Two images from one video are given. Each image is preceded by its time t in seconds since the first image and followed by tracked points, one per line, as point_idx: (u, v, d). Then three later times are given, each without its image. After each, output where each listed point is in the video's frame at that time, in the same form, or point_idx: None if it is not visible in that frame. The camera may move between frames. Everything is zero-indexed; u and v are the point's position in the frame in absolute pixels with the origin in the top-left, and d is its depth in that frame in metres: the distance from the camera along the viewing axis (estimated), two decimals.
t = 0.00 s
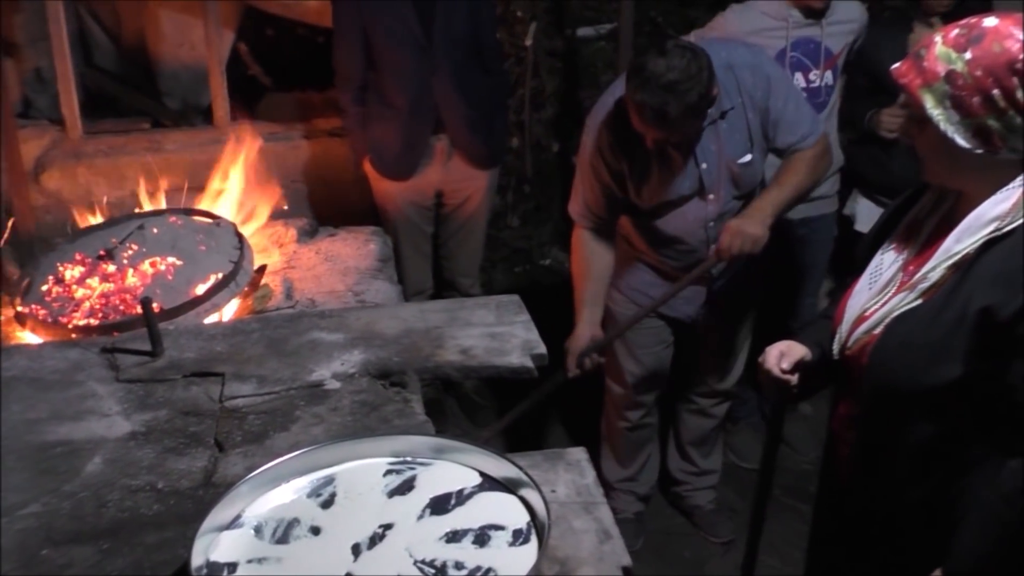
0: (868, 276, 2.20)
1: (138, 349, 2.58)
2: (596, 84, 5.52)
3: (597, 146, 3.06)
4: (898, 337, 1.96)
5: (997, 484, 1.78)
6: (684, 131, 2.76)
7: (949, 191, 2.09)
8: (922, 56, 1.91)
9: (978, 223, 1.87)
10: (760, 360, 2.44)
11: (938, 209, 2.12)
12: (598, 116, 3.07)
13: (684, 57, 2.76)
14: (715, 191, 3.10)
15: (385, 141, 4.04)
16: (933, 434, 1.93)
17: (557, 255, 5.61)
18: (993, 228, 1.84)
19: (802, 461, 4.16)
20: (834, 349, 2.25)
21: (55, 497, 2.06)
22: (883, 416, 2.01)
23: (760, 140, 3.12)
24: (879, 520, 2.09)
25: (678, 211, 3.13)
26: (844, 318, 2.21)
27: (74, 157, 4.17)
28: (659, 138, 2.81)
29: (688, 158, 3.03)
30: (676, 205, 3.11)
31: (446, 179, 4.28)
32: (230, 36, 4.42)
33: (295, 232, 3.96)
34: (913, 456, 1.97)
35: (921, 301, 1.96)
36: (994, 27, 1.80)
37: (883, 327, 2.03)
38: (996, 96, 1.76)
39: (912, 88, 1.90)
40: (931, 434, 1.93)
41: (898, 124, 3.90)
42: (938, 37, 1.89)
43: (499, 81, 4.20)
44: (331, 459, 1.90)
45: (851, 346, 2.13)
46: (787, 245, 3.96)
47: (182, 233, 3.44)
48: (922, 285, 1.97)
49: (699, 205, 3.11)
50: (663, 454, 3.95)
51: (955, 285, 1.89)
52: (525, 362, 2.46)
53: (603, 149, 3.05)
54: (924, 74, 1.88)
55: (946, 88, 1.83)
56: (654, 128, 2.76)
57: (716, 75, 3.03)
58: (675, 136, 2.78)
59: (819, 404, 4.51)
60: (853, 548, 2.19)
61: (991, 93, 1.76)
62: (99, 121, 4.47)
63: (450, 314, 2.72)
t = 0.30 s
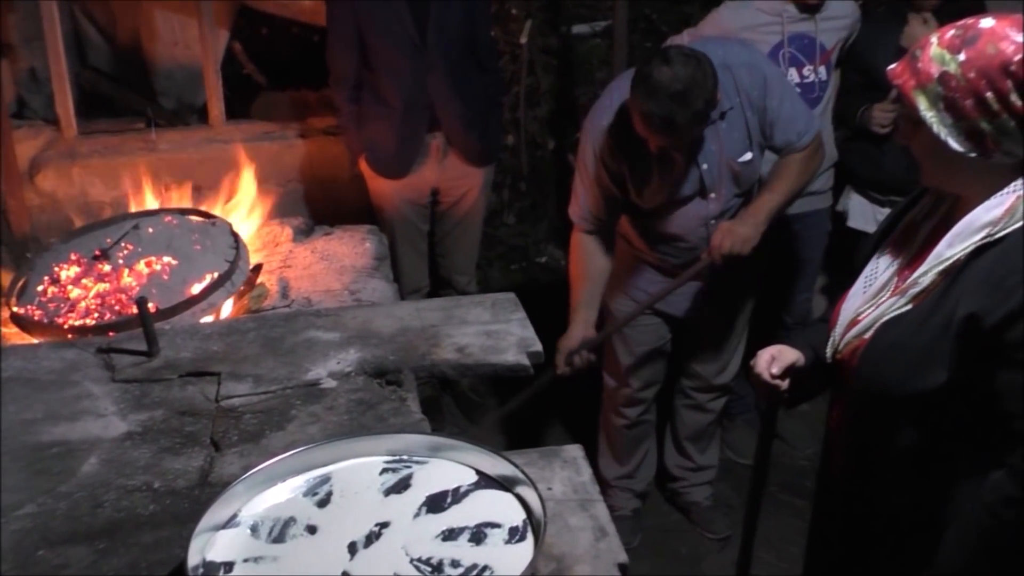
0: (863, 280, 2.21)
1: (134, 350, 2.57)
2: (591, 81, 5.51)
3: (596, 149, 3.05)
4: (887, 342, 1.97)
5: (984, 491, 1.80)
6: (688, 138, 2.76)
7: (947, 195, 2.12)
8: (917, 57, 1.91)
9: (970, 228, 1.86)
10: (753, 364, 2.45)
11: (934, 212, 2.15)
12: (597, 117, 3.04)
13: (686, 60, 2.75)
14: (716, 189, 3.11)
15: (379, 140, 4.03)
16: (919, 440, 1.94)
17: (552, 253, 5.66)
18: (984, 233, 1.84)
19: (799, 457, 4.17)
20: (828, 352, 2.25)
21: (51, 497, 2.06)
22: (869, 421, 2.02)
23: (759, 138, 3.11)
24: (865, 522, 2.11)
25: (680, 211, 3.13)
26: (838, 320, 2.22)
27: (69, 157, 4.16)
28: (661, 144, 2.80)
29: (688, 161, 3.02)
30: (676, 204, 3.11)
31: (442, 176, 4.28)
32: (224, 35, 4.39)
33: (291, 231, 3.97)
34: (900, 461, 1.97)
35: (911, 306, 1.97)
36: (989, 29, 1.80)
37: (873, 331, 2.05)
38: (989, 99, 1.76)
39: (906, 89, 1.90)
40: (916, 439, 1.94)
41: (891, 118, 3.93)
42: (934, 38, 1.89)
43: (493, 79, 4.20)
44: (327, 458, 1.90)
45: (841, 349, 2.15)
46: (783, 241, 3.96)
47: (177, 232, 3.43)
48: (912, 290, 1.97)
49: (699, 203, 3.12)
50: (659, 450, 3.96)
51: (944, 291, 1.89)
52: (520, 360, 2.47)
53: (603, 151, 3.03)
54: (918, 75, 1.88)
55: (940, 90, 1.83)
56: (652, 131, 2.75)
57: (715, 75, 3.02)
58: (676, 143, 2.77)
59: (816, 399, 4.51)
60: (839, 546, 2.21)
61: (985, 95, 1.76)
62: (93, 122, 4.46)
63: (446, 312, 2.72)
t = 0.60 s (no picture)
0: (865, 278, 2.22)
1: (134, 344, 2.57)
2: (590, 74, 5.50)
3: (601, 150, 3.03)
4: (883, 342, 1.98)
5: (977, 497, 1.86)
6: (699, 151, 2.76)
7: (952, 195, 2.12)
8: (923, 54, 1.92)
9: (972, 227, 1.85)
10: (754, 364, 2.47)
11: (938, 212, 2.16)
12: (603, 120, 3.01)
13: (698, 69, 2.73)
14: (717, 190, 3.11)
15: (378, 134, 4.03)
16: (914, 441, 1.94)
17: (552, 247, 5.75)
18: (986, 233, 1.82)
19: (798, 449, 4.17)
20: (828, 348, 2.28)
21: (52, 492, 2.06)
22: (863, 422, 2.04)
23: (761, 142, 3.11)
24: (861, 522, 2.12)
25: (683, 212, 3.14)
26: (839, 319, 2.22)
27: (68, 152, 4.16)
28: (671, 156, 2.80)
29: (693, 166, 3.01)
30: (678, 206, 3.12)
31: (441, 171, 4.29)
32: (223, 30, 4.40)
33: (291, 225, 3.97)
34: (892, 463, 1.99)
35: (911, 305, 1.97)
36: (996, 26, 1.80)
37: (873, 330, 2.05)
38: (994, 98, 1.76)
39: (911, 86, 1.91)
40: (908, 442, 1.95)
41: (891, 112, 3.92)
42: (941, 34, 1.89)
43: (492, 73, 4.20)
44: (329, 452, 1.90)
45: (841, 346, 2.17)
46: (783, 234, 3.96)
47: (177, 227, 3.43)
48: (912, 289, 1.97)
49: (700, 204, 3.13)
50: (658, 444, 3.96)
51: (943, 290, 1.89)
52: (521, 353, 2.47)
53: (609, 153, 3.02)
54: (924, 72, 1.89)
55: (945, 88, 1.84)
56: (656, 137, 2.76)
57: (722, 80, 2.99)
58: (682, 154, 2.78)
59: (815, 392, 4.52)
60: (833, 547, 2.23)
61: (990, 94, 1.76)
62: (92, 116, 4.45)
63: (447, 306, 2.72)
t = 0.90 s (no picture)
0: (871, 281, 2.23)
1: (138, 341, 2.58)
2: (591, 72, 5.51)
3: (619, 165, 2.94)
4: (888, 344, 1.98)
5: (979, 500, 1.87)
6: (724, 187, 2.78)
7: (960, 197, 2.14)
8: (935, 54, 1.93)
9: (979, 230, 1.86)
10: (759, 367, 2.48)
11: (947, 214, 2.17)
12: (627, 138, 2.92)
13: (736, 108, 2.71)
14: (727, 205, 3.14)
15: (379, 132, 4.03)
16: (914, 446, 1.97)
17: (553, 245, 5.71)
18: (992, 237, 1.83)
19: (799, 448, 4.18)
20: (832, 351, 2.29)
21: (57, 488, 2.07)
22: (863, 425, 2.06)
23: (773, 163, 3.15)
24: (862, 525, 2.13)
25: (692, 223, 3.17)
26: (845, 322, 2.24)
27: (71, 149, 4.16)
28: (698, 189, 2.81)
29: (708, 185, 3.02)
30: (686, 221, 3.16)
31: (443, 168, 4.30)
32: (224, 28, 4.39)
33: (293, 223, 3.98)
34: (892, 465, 2.01)
35: (916, 308, 1.98)
36: (1010, 28, 1.81)
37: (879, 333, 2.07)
38: (1005, 100, 1.77)
39: (923, 86, 1.92)
40: (910, 445, 1.97)
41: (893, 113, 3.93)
42: (954, 34, 1.90)
43: (494, 71, 4.20)
44: (334, 449, 1.91)
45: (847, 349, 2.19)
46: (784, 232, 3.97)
47: (180, 224, 3.43)
48: (917, 293, 1.97)
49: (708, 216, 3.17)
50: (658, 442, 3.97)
51: (949, 293, 1.89)
52: (524, 351, 2.48)
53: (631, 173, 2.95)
54: (935, 72, 1.90)
55: (957, 89, 1.85)
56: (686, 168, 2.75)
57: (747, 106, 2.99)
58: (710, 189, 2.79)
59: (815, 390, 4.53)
60: (833, 546, 2.25)
61: (1002, 96, 1.77)
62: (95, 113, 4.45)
63: (449, 304, 2.72)
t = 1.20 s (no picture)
0: (878, 287, 2.25)
1: (140, 343, 2.58)
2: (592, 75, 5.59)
3: (631, 152, 3.00)
4: (898, 350, 2.04)
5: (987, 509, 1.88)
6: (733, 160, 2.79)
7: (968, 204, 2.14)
8: (943, 61, 1.94)
9: (986, 239, 1.88)
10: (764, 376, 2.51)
11: (954, 221, 2.17)
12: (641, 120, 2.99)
13: (747, 73, 2.76)
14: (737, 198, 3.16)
15: (381, 133, 4.04)
16: (920, 452, 2.02)
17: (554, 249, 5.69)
18: (1001, 245, 1.85)
19: (799, 452, 4.18)
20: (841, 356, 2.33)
21: (59, 490, 2.07)
22: (871, 433, 2.12)
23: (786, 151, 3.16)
24: (870, 531, 2.19)
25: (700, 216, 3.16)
26: (852, 328, 2.27)
27: (72, 152, 4.18)
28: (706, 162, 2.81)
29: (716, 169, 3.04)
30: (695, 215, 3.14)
31: (443, 171, 4.30)
32: (224, 29, 4.40)
33: (294, 226, 3.99)
34: (898, 473, 2.07)
35: (924, 316, 2.02)
36: (1021, 36, 1.83)
37: (887, 340, 2.10)
38: (1015, 108, 1.79)
39: (932, 93, 1.93)
40: (914, 454, 2.04)
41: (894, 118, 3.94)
42: (964, 41, 1.92)
43: (495, 74, 4.21)
44: (335, 452, 1.91)
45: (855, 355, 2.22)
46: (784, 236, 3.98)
47: (182, 227, 3.44)
48: (925, 300, 2.02)
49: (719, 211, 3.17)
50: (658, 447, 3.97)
51: (956, 303, 1.93)
52: (525, 355, 2.48)
53: (641, 154, 2.99)
54: (945, 79, 1.91)
55: (967, 96, 1.86)
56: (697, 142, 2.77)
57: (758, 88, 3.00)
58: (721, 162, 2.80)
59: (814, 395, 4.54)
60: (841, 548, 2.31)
61: (1013, 104, 1.79)
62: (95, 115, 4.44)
63: (451, 308, 2.73)
